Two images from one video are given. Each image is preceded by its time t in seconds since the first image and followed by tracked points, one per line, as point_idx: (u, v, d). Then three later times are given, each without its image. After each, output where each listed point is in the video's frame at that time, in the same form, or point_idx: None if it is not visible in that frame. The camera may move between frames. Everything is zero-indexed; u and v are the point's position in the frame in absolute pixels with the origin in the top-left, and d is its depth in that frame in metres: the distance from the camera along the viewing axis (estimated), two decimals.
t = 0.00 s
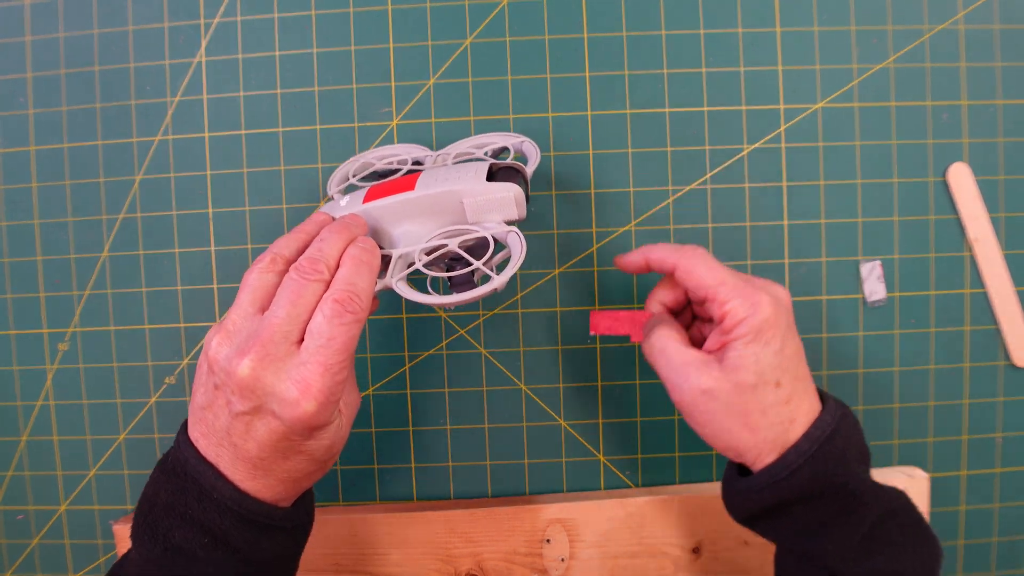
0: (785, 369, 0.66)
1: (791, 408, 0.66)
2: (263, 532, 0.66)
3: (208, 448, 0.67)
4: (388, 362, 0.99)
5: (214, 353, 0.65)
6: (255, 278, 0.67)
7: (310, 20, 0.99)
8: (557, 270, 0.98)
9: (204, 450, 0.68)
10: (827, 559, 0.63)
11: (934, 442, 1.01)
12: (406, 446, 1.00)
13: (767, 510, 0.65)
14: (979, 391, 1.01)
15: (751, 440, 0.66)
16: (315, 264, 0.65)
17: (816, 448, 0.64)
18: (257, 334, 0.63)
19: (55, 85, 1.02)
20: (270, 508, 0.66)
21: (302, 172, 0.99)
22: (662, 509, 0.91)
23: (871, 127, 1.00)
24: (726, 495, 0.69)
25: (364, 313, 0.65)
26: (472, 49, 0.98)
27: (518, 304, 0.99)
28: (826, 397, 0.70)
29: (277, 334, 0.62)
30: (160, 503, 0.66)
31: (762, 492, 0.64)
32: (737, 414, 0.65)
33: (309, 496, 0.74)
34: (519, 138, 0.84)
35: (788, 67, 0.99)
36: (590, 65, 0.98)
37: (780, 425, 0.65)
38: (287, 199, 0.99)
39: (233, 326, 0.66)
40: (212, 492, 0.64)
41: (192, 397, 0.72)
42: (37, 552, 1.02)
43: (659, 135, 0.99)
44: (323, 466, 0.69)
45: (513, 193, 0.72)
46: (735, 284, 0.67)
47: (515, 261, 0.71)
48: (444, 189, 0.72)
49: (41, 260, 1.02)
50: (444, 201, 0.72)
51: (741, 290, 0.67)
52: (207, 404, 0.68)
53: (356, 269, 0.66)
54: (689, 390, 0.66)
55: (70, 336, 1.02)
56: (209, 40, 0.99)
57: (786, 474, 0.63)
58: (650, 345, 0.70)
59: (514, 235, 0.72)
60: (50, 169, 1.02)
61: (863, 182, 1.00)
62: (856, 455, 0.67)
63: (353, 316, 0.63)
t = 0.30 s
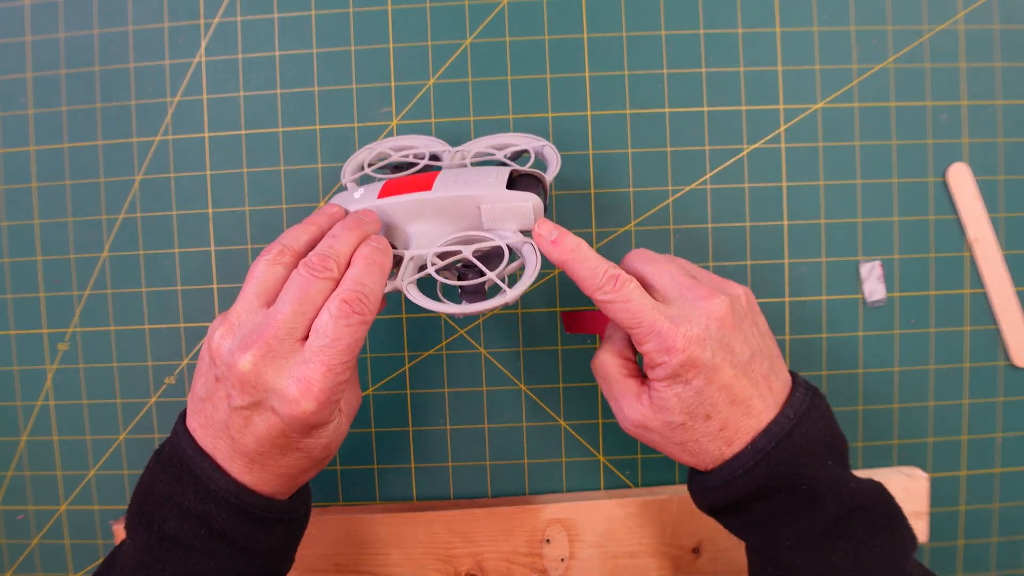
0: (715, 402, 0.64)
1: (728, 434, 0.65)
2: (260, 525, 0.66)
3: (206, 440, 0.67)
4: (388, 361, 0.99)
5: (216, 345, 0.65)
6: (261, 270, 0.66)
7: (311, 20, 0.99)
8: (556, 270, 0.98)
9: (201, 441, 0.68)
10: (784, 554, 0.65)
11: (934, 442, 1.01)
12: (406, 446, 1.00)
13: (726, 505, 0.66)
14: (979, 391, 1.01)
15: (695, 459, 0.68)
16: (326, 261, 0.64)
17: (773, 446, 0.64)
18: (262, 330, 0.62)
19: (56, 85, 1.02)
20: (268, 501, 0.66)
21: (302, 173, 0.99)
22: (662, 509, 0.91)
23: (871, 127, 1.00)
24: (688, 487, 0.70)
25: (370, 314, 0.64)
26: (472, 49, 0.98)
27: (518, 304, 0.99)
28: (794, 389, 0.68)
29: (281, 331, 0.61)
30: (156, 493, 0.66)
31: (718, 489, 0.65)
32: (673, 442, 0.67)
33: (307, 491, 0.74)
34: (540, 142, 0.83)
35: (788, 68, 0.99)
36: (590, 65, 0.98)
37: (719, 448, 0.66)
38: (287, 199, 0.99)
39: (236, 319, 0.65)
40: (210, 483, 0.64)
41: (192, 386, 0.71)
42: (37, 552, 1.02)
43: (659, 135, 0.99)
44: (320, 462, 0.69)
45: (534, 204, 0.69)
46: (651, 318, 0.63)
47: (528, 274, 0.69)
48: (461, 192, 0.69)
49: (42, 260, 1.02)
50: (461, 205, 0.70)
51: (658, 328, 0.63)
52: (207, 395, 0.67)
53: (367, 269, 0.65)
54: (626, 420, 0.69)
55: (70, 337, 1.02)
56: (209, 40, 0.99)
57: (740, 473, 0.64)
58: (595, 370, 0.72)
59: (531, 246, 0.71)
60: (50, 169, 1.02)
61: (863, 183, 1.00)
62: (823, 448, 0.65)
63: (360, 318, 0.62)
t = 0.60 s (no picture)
0: (720, 391, 0.65)
1: (734, 420, 0.66)
2: (256, 531, 0.66)
3: (205, 445, 0.67)
4: (388, 362, 0.99)
5: (219, 353, 0.65)
6: (267, 279, 0.66)
7: (311, 20, 0.99)
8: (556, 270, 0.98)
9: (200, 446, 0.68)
10: (788, 533, 0.65)
11: (934, 442, 1.01)
12: (406, 446, 1.00)
13: (732, 484, 0.67)
14: (979, 391, 1.01)
15: (702, 445, 0.69)
16: (331, 275, 0.64)
17: (780, 425, 0.65)
18: (264, 342, 0.62)
19: (56, 85, 1.02)
20: (266, 507, 0.66)
21: (301, 173, 0.99)
22: (662, 509, 0.91)
23: (871, 127, 1.00)
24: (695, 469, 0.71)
25: (373, 330, 0.63)
26: (472, 50, 0.98)
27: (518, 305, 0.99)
28: (801, 371, 0.69)
29: (282, 344, 0.61)
30: (153, 496, 0.66)
31: (722, 470, 0.66)
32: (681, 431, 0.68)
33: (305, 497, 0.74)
34: (558, 157, 0.81)
35: (788, 67, 0.99)
36: (590, 65, 0.98)
37: (725, 433, 0.67)
38: (287, 199, 0.99)
39: (239, 327, 0.65)
40: (206, 488, 0.64)
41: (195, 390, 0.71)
42: (37, 552, 1.02)
43: (659, 135, 0.99)
44: (317, 473, 0.69)
45: (547, 226, 0.68)
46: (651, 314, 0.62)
47: (536, 297, 0.68)
48: (473, 209, 0.68)
49: (42, 260, 1.02)
50: (472, 222, 0.68)
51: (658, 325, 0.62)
52: (208, 402, 0.67)
53: (372, 285, 0.64)
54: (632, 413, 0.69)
55: (70, 336, 1.02)
56: (209, 40, 0.99)
57: (746, 453, 0.65)
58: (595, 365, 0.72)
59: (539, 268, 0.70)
60: (50, 169, 1.02)
61: (862, 183, 1.00)
62: (830, 428, 0.66)
63: (361, 335, 0.62)
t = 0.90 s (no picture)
0: (715, 387, 0.65)
1: (730, 415, 0.66)
2: (256, 525, 0.66)
3: (202, 441, 0.67)
4: (388, 362, 0.99)
5: (214, 349, 0.65)
6: (259, 275, 0.66)
7: (311, 20, 0.99)
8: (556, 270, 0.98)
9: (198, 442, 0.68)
10: (785, 527, 0.65)
11: (934, 442, 1.01)
12: (406, 446, 1.00)
13: (731, 479, 0.67)
14: (979, 391, 1.01)
15: (699, 440, 0.69)
16: (323, 270, 0.64)
17: (779, 421, 0.65)
18: (257, 337, 0.62)
19: (56, 85, 1.02)
20: (264, 502, 0.66)
21: (301, 172, 0.99)
22: (662, 509, 0.91)
23: (871, 127, 1.00)
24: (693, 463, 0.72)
25: (366, 324, 0.64)
26: (472, 49, 0.98)
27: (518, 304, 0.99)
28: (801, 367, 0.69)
29: (276, 340, 0.61)
30: (153, 493, 0.66)
31: (720, 464, 0.66)
32: (678, 426, 0.69)
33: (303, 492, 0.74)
34: (547, 146, 0.82)
35: (788, 67, 0.99)
36: (590, 65, 0.98)
37: (721, 429, 0.67)
38: (287, 199, 0.99)
39: (233, 324, 0.65)
40: (205, 483, 0.65)
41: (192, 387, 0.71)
42: (37, 552, 1.02)
43: (659, 136, 0.99)
44: (314, 467, 0.69)
45: (535, 216, 0.68)
46: (647, 306, 0.63)
47: (527, 288, 0.68)
48: (462, 201, 0.68)
49: (42, 260, 1.02)
50: (462, 214, 0.69)
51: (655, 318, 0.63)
52: (203, 398, 0.67)
53: (364, 278, 0.64)
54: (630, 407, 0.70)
55: (70, 336, 1.02)
56: (209, 40, 0.99)
57: (744, 448, 0.65)
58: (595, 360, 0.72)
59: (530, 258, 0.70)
60: (49, 169, 1.02)
61: (862, 183, 1.00)
62: (829, 425, 0.66)
63: (354, 328, 0.62)
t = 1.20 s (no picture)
0: (725, 390, 0.71)
1: (732, 426, 0.71)
2: (258, 521, 0.66)
3: (202, 439, 0.67)
4: (388, 362, 0.99)
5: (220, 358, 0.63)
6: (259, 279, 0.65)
7: (311, 20, 0.99)
8: (556, 270, 0.98)
9: (197, 442, 0.67)
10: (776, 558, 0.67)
11: (934, 442, 1.01)
12: (405, 446, 1.00)
13: (723, 506, 0.70)
14: (979, 391, 1.01)
15: (695, 452, 0.73)
16: (332, 274, 0.65)
17: (767, 447, 0.69)
18: (271, 345, 0.62)
19: (56, 85, 1.02)
20: (265, 497, 0.66)
21: (301, 172, 0.99)
22: (662, 509, 0.91)
23: (871, 127, 1.00)
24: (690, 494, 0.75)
25: (379, 326, 0.67)
26: (472, 49, 0.98)
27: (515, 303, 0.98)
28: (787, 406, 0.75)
29: (294, 349, 0.62)
30: (150, 494, 0.65)
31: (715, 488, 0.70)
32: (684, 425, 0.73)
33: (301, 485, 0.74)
34: (512, 137, 0.83)
35: (788, 67, 0.99)
36: (590, 65, 0.98)
37: (717, 440, 0.71)
38: (287, 199, 0.99)
39: (241, 334, 0.63)
40: (206, 482, 0.64)
41: (185, 391, 0.68)
42: (37, 552, 1.02)
43: (659, 136, 0.99)
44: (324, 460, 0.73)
45: (523, 220, 0.71)
46: (686, 310, 0.74)
47: (521, 291, 0.74)
48: (451, 203, 0.69)
49: (42, 260, 1.02)
50: (453, 215, 0.70)
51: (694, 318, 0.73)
52: (210, 406, 0.66)
53: (373, 282, 0.66)
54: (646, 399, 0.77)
55: (70, 336, 1.02)
56: (210, 40, 1.00)
57: (734, 469, 0.69)
58: (621, 359, 0.81)
59: (520, 260, 0.74)
60: (50, 169, 1.02)
61: (863, 182, 1.00)
62: (811, 459, 0.70)
63: (370, 333, 0.65)
